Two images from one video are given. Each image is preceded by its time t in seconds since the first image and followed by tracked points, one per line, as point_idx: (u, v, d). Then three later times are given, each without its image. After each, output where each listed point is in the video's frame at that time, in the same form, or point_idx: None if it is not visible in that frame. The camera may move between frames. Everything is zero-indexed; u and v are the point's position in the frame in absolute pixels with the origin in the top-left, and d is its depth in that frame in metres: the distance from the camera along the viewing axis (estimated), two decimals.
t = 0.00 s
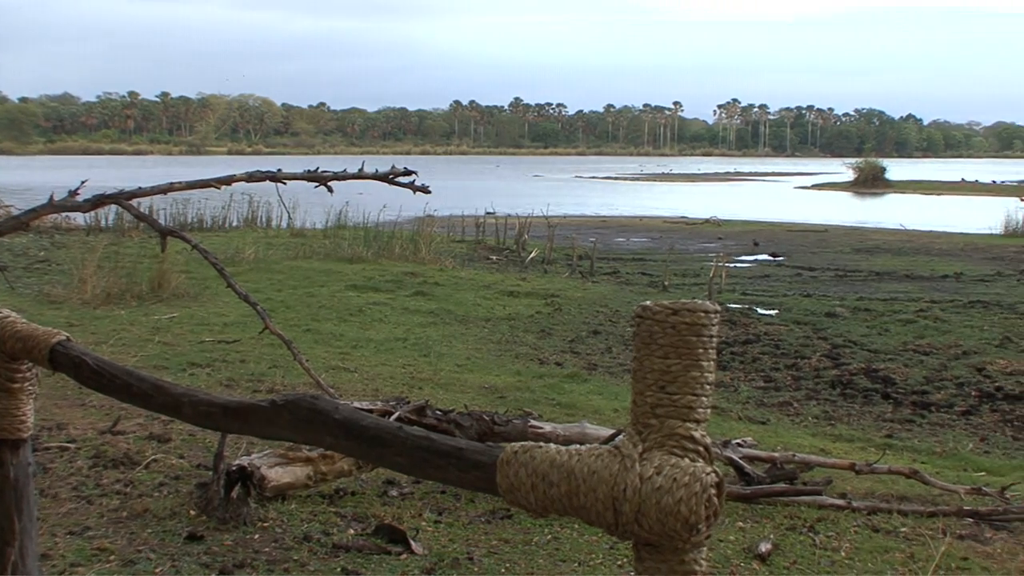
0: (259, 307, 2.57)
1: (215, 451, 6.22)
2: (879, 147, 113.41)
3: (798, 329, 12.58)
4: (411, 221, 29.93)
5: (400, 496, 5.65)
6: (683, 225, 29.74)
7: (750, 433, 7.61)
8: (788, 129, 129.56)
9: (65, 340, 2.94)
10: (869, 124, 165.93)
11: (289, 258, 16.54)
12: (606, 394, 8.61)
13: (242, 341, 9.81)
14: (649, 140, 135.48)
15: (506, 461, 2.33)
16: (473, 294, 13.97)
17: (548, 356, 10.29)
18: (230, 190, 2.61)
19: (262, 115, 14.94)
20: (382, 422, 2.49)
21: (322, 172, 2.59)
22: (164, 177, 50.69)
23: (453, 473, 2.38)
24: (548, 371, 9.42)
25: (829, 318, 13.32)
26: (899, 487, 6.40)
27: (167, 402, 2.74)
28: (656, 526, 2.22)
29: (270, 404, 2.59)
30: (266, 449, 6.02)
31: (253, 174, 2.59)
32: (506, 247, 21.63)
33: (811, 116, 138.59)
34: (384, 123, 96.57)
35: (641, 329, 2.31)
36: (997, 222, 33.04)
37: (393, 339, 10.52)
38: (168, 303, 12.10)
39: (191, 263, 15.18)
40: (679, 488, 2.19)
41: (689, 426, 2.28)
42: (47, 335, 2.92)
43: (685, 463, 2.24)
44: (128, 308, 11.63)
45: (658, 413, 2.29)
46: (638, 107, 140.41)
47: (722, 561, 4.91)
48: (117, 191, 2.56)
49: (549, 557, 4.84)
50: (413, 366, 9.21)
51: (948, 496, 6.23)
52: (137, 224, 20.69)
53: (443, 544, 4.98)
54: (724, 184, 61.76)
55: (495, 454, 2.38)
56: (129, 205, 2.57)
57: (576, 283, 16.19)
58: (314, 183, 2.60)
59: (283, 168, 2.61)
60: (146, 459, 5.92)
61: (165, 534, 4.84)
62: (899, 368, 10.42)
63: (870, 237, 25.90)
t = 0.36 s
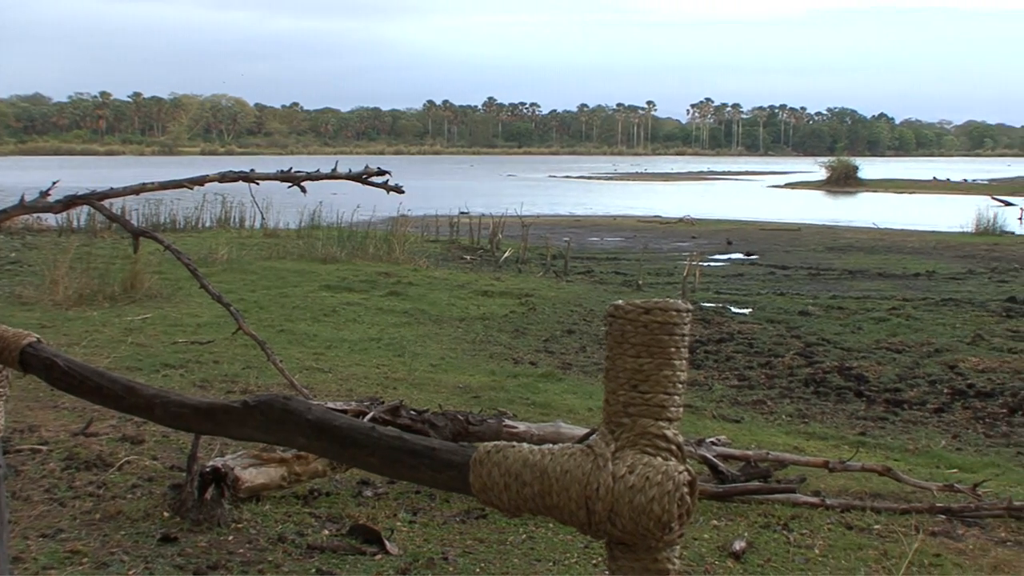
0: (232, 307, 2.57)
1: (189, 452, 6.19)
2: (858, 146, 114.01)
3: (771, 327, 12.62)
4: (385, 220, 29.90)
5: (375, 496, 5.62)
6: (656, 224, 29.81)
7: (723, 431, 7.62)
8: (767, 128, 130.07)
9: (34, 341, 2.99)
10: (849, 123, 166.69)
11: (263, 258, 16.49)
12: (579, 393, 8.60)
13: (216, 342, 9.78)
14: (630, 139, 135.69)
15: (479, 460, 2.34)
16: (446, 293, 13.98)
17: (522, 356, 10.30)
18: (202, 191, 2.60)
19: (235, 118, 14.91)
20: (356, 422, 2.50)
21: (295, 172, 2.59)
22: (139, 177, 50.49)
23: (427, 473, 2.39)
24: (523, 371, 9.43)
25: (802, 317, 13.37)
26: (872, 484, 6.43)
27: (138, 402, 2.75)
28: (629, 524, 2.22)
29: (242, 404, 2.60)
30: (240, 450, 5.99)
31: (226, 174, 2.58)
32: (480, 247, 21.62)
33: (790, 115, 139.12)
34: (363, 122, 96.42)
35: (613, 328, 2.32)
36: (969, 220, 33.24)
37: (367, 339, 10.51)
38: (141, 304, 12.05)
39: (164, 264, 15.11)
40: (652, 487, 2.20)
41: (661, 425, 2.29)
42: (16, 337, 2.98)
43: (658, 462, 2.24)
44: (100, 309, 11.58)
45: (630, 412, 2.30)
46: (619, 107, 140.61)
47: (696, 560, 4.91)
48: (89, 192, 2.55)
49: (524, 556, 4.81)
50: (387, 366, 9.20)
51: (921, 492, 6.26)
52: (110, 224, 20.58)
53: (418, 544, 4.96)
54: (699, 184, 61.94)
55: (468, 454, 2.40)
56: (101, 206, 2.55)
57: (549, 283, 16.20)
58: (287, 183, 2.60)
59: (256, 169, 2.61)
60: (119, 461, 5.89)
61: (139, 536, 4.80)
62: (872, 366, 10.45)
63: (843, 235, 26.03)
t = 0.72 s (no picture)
0: (203, 309, 2.58)
1: (161, 453, 6.17)
2: (836, 145, 114.61)
3: (742, 326, 12.65)
4: (357, 220, 29.83)
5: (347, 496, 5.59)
6: (628, 224, 29.82)
7: (696, 430, 7.64)
8: (744, 127, 130.50)
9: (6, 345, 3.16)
10: (827, 122, 167.38)
11: (234, 258, 16.43)
12: (552, 392, 8.60)
13: (187, 343, 9.75)
14: (610, 139, 135.82)
15: (451, 459, 2.39)
16: (419, 293, 13.96)
17: (495, 356, 10.30)
18: (174, 191, 2.60)
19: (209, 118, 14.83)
20: (324, 423, 2.63)
21: (267, 172, 2.59)
22: (111, 177, 50.17)
23: (396, 472, 2.49)
24: (496, 371, 9.43)
25: (774, 315, 13.41)
26: (844, 482, 6.45)
27: (110, 404, 2.89)
28: (601, 523, 2.22)
29: (213, 406, 2.74)
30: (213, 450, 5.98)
31: (196, 174, 2.58)
32: (453, 246, 21.59)
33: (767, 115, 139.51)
34: (341, 120, 96.09)
35: (585, 327, 2.32)
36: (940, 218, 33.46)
37: (339, 340, 10.50)
38: (113, 304, 12.00)
39: (135, 264, 15.04)
40: (623, 486, 2.21)
41: (632, 423, 2.29)
42: None
43: (629, 461, 2.25)
44: (70, 310, 11.52)
45: (602, 410, 2.30)
46: (598, 107, 140.67)
47: (669, 557, 4.90)
48: (59, 192, 2.55)
49: (497, 555, 4.79)
50: (359, 366, 9.18)
51: (892, 489, 6.28)
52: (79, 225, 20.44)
53: (391, 544, 4.93)
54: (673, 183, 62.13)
55: (439, 454, 2.45)
56: (72, 206, 2.56)
57: (522, 282, 16.21)
58: (259, 183, 2.60)
59: (227, 169, 2.61)
60: (90, 463, 5.86)
61: (111, 538, 4.76)
62: (844, 364, 10.50)
63: (814, 234, 26.12)
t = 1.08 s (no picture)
0: (176, 312, 2.58)
1: (132, 455, 6.16)
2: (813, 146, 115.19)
3: (714, 325, 12.68)
4: (330, 221, 29.76)
5: (320, 497, 5.58)
6: (600, 224, 29.86)
7: (669, 429, 7.66)
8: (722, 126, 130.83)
9: None
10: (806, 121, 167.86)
11: (205, 259, 16.36)
12: (525, 392, 8.61)
13: (158, 344, 9.72)
14: (591, 139, 135.91)
15: (423, 460, 2.39)
16: (392, 294, 13.96)
17: (468, 356, 10.30)
18: (144, 192, 2.60)
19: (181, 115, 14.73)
20: (296, 424, 2.64)
21: (238, 173, 2.59)
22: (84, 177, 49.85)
23: (368, 473, 2.48)
24: (468, 371, 9.43)
25: (746, 314, 13.45)
26: (816, 480, 6.48)
27: (79, 407, 2.91)
28: (572, 523, 2.23)
29: (185, 407, 2.75)
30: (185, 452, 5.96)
31: (167, 175, 2.58)
32: (425, 247, 21.57)
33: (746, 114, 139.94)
34: (316, 119, 95.73)
35: (555, 327, 2.32)
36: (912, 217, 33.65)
37: (311, 340, 10.49)
38: (83, 306, 11.94)
39: (106, 265, 14.96)
40: (594, 485, 2.21)
41: (603, 423, 2.29)
42: None
43: (600, 461, 2.25)
44: (40, 312, 11.46)
45: (573, 410, 2.30)
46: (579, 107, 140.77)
47: (642, 557, 4.91)
48: (29, 194, 2.54)
49: (470, 555, 4.80)
50: (331, 367, 9.18)
51: (863, 488, 6.31)
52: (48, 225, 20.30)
53: (364, 545, 4.93)
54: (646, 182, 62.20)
55: (408, 455, 2.45)
56: (41, 208, 2.54)
57: (495, 282, 16.21)
58: (229, 183, 2.60)
59: (197, 170, 2.61)
60: (60, 465, 5.84)
61: (82, 541, 4.74)
62: (816, 362, 10.54)
63: (786, 233, 26.23)
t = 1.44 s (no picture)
0: (148, 312, 2.56)
1: (104, 457, 6.13)
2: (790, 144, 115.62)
3: (687, 324, 12.69)
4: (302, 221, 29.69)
5: (293, 499, 5.57)
6: (571, 224, 29.90)
7: (642, 428, 7.67)
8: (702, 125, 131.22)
9: None
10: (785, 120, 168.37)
11: (178, 260, 16.31)
12: (498, 392, 8.62)
13: (130, 346, 9.70)
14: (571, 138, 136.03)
15: (394, 461, 2.39)
16: (364, 294, 13.94)
17: (441, 356, 10.30)
18: (114, 193, 2.59)
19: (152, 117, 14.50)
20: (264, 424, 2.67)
21: (210, 174, 2.59)
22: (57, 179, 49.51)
23: (338, 473, 2.48)
24: (441, 371, 9.43)
25: (718, 313, 13.49)
26: (789, 478, 6.50)
27: (46, 408, 2.94)
28: (544, 522, 2.23)
29: (154, 409, 2.78)
30: (157, 454, 5.93)
31: (138, 176, 2.57)
32: (398, 247, 21.55)
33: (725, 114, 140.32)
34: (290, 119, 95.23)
35: (526, 327, 2.32)
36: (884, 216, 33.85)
37: (284, 341, 10.48)
38: (54, 308, 11.89)
39: (76, 268, 14.89)
40: (566, 485, 2.21)
41: (575, 423, 2.30)
42: None
43: (571, 460, 2.26)
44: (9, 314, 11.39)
45: (545, 410, 2.31)
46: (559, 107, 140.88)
47: (615, 556, 4.92)
48: None
49: (444, 556, 4.79)
50: (304, 368, 9.18)
51: (835, 486, 6.34)
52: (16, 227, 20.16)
53: (338, 546, 4.92)
54: (622, 181, 62.33)
55: (380, 455, 2.46)
56: (10, 208, 2.52)
57: (468, 282, 16.22)
58: (202, 184, 2.60)
59: (169, 171, 2.60)
60: (30, 468, 5.81)
61: (53, 544, 4.72)
62: (788, 361, 10.57)
63: (758, 232, 26.34)
